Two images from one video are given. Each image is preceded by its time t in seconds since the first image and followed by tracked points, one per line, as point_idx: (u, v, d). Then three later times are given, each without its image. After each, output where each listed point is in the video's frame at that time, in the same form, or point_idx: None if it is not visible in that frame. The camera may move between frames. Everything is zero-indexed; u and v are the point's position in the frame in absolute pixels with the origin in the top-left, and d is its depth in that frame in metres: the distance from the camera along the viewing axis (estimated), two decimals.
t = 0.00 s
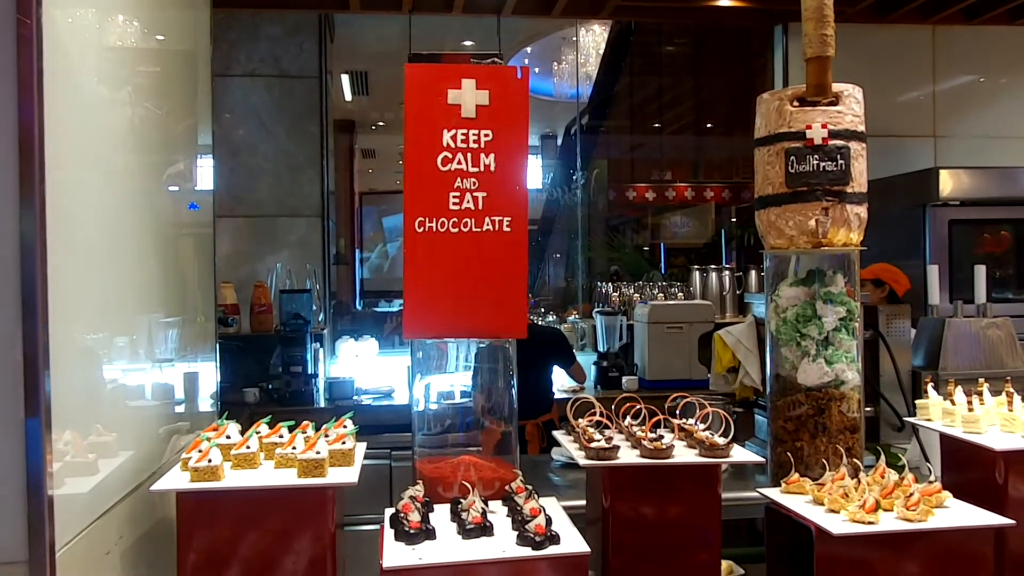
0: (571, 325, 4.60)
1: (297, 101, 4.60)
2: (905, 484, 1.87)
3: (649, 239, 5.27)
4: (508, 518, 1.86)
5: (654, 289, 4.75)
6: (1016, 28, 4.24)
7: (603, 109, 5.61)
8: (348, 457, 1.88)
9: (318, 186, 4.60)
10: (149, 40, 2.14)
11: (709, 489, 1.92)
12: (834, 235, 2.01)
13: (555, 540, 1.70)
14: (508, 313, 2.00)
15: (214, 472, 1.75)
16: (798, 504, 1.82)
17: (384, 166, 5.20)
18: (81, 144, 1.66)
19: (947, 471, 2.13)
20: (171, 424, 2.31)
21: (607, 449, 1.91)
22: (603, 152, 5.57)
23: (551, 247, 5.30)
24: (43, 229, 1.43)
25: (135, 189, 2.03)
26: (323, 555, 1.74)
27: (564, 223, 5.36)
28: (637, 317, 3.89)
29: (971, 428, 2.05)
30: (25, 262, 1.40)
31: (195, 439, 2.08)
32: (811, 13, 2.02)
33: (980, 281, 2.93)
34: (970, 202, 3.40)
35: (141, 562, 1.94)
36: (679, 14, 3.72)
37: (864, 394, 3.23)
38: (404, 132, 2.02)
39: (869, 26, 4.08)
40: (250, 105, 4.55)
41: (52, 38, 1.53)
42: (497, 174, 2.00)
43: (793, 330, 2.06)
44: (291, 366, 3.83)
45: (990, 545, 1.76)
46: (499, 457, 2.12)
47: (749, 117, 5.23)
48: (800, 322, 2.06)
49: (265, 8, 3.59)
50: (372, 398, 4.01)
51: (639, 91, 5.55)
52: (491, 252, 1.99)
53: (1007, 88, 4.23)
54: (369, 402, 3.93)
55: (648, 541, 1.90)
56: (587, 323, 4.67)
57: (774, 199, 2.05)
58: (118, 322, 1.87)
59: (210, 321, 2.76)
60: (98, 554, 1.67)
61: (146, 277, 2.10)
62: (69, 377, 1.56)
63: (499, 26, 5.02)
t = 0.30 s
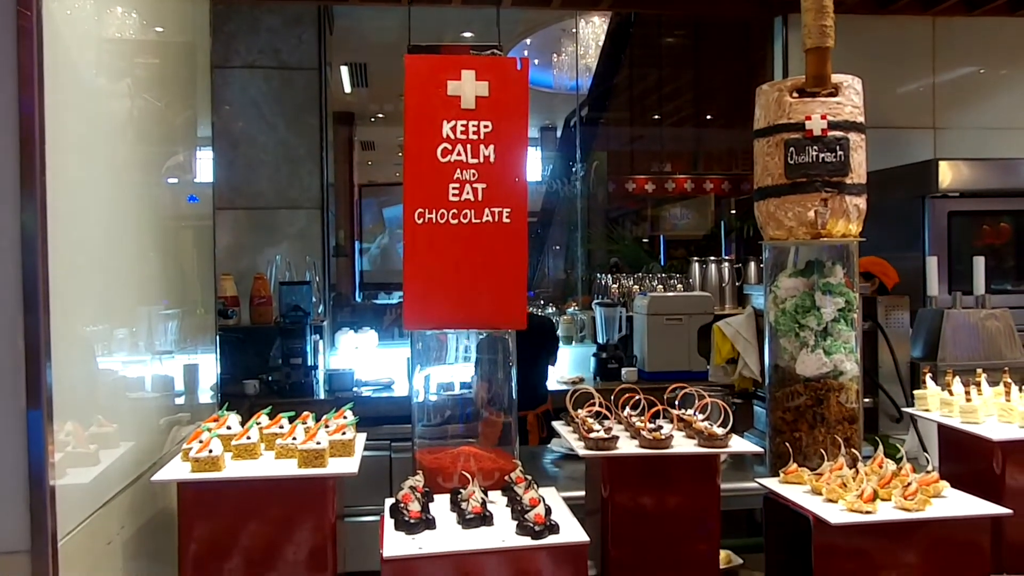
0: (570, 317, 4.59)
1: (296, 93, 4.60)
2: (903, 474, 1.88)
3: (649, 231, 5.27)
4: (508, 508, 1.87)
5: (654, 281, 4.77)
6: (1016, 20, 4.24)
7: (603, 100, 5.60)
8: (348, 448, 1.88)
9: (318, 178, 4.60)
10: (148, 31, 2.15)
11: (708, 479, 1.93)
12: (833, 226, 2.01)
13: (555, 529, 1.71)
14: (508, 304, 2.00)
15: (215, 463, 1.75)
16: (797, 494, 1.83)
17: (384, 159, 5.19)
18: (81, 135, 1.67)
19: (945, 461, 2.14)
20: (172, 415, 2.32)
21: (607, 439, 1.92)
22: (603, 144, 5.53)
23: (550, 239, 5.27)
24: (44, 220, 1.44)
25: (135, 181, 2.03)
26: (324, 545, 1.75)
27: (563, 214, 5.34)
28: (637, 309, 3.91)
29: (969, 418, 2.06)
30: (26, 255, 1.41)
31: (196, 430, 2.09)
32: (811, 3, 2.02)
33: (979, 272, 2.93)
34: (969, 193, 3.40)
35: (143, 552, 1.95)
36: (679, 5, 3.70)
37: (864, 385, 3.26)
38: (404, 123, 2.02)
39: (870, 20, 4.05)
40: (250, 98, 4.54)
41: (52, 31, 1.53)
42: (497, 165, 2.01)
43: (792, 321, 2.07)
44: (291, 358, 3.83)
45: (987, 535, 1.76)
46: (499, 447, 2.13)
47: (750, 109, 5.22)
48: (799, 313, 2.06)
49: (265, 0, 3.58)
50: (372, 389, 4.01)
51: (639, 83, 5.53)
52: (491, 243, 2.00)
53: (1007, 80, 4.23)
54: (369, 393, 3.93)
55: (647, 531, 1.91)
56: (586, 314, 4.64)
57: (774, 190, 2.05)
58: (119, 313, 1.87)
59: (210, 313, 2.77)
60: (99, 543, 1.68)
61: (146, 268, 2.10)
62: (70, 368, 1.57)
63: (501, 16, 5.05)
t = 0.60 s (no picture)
0: (570, 306, 4.44)
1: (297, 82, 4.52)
2: (902, 461, 1.89)
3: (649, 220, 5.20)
4: (508, 496, 1.88)
5: (655, 272, 4.80)
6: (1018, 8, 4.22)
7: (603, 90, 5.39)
8: (349, 436, 1.89)
9: (318, 167, 4.52)
10: (147, 21, 2.14)
11: (708, 467, 1.94)
12: (833, 214, 2.01)
13: (555, 517, 1.72)
14: (509, 292, 2.01)
15: (216, 450, 1.77)
16: (796, 482, 1.84)
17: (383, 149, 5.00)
18: (81, 122, 1.67)
19: (944, 449, 2.14)
20: (173, 404, 2.33)
21: (606, 427, 1.93)
22: (603, 134, 5.39)
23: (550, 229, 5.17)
24: (44, 210, 1.44)
25: (135, 171, 2.03)
26: (325, 533, 1.75)
27: (563, 205, 5.21)
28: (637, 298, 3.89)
29: (968, 406, 2.06)
30: (28, 246, 1.41)
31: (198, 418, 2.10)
32: None
33: (979, 262, 2.93)
34: (970, 182, 3.40)
35: (145, 539, 1.96)
36: None
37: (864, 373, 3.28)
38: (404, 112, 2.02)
39: (872, 3, 4.08)
40: (249, 87, 4.46)
41: (52, 21, 1.53)
42: (497, 154, 2.01)
43: (791, 310, 2.07)
44: (291, 348, 3.81)
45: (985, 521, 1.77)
46: (500, 436, 2.13)
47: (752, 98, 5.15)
48: (799, 302, 2.07)
49: None
50: (372, 379, 4.00)
51: (639, 72, 5.34)
52: (491, 232, 2.00)
53: (1008, 69, 4.21)
54: (370, 382, 3.92)
55: (647, 518, 1.92)
56: (586, 304, 4.46)
57: (774, 179, 2.06)
58: (119, 302, 1.88)
59: (210, 303, 2.76)
60: (102, 530, 1.69)
61: (146, 257, 2.10)
62: (72, 357, 1.58)
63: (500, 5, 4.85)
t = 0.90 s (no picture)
0: (570, 299, 4.41)
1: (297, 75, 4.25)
2: (902, 453, 1.90)
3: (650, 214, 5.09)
4: (509, 487, 1.89)
5: (654, 264, 4.83)
6: None
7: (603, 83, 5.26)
8: (351, 426, 1.90)
9: (318, 159, 4.27)
10: (148, 13, 2.14)
11: (709, 459, 1.95)
12: (834, 207, 2.02)
13: (556, 507, 1.73)
14: (511, 284, 2.02)
15: (219, 441, 1.77)
16: (796, 473, 1.85)
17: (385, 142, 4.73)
18: (81, 113, 1.67)
19: (943, 441, 2.15)
20: (176, 395, 2.34)
21: (607, 418, 1.93)
22: (603, 128, 5.24)
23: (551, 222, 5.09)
24: (49, 201, 1.45)
25: (136, 163, 2.03)
26: (328, 523, 1.76)
27: (564, 198, 5.14)
28: (637, 292, 3.79)
29: (968, 398, 2.07)
30: (31, 242, 1.41)
31: (200, 408, 2.11)
32: None
33: (980, 256, 2.93)
34: (971, 175, 3.39)
35: (148, 529, 1.97)
36: None
37: (864, 366, 3.30)
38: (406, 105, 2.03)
39: None
40: (250, 80, 4.21)
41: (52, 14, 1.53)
42: (499, 146, 2.01)
43: (792, 302, 2.08)
44: (292, 340, 3.81)
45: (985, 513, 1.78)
46: (499, 427, 2.14)
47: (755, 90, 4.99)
48: (800, 294, 2.07)
49: None
50: (374, 371, 3.99)
51: (640, 64, 5.21)
52: (492, 223, 2.00)
53: (1010, 62, 4.20)
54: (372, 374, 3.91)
55: (647, 509, 1.93)
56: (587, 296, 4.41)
57: (774, 171, 2.06)
58: (120, 296, 1.88)
59: (210, 295, 2.76)
60: (106, 520, 1.70)
61: (147, 250, 2.10)
62: (74, 349, 1.59)
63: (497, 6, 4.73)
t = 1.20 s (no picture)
0: (570, 287, 4.39)
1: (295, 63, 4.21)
2: (901, 439, 1.90)
3: (649, 202, 5.07)
4: (509, 473, 1.89)
5: (654, 253, 4.83)
6: None
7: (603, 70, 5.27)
8: (352, 413, 1.91)
9: (318, 148, 4.23)
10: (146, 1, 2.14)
11: (708, 445, 1.95)
12: (834, 194, 2.02)
13: (556, 493, 1.73)
14: (511, 271, 2.02)
15: (220, 428, 1.78)
16: (795, 459, 1.85)
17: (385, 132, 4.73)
18: (79, 101, 1.66)
19: (942, 428, 2.16)
20: (176, 382, 2.35)
21: (607, 405, 1.94)
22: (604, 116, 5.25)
23: (551, 211, 5.03)
24: (49, 189, 1.45)
25: (135, 152, 2.03)
26: (329, 510, 1.77)
27: (563, 186, 5.10)
28: (637, 281, 3.78)
29: (967, 384, 2.08)
30: (32, 231, 1.42)
31: (202, 395, 2.12)
32: None
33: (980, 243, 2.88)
34: (971, 163, 3.39)
35: (150, 516, 1.98)
36: None
37: (864, 353, 3.32)
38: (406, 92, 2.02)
39: None
40: (249, 69, 4.15)
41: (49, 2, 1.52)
42: (499, 133, 2.01)
43: (791, 290, 2.08)
44: (291, 329, 3.81)
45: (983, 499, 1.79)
46: (499, 416, 2.15)
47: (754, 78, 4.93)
48: (799, 281, 2.07)
49: None
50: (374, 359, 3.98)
51: (639, 52, 5.22)
52: (492, 211, 2.00)
53: (1011, 50, 4.19)
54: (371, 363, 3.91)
55: (647, 495, 1.94)
56: (587, 285, 4.40)
57: (774, 159, 2.06)
58: (121, 285, 1.89)
59: (210, 283, 2.76)
60: (108, 507, 1.70)
61: (147, 239, 2.10)
62: (76, 337, 1.59)
63: None
